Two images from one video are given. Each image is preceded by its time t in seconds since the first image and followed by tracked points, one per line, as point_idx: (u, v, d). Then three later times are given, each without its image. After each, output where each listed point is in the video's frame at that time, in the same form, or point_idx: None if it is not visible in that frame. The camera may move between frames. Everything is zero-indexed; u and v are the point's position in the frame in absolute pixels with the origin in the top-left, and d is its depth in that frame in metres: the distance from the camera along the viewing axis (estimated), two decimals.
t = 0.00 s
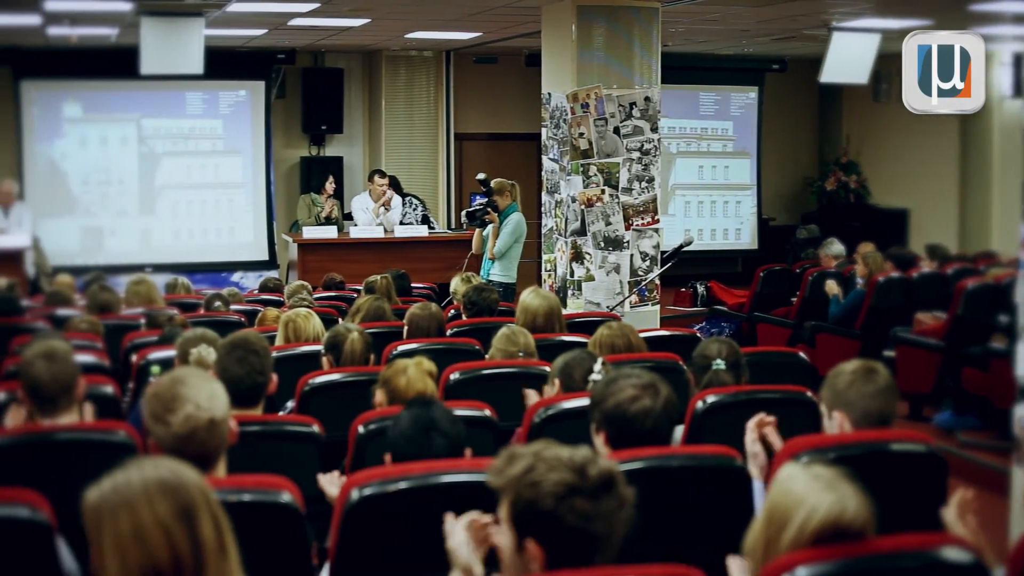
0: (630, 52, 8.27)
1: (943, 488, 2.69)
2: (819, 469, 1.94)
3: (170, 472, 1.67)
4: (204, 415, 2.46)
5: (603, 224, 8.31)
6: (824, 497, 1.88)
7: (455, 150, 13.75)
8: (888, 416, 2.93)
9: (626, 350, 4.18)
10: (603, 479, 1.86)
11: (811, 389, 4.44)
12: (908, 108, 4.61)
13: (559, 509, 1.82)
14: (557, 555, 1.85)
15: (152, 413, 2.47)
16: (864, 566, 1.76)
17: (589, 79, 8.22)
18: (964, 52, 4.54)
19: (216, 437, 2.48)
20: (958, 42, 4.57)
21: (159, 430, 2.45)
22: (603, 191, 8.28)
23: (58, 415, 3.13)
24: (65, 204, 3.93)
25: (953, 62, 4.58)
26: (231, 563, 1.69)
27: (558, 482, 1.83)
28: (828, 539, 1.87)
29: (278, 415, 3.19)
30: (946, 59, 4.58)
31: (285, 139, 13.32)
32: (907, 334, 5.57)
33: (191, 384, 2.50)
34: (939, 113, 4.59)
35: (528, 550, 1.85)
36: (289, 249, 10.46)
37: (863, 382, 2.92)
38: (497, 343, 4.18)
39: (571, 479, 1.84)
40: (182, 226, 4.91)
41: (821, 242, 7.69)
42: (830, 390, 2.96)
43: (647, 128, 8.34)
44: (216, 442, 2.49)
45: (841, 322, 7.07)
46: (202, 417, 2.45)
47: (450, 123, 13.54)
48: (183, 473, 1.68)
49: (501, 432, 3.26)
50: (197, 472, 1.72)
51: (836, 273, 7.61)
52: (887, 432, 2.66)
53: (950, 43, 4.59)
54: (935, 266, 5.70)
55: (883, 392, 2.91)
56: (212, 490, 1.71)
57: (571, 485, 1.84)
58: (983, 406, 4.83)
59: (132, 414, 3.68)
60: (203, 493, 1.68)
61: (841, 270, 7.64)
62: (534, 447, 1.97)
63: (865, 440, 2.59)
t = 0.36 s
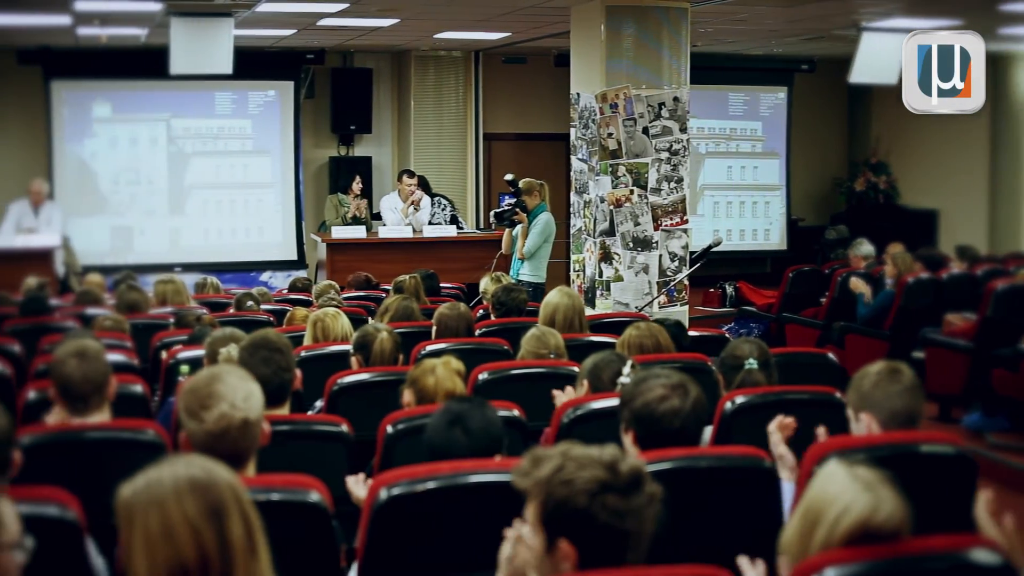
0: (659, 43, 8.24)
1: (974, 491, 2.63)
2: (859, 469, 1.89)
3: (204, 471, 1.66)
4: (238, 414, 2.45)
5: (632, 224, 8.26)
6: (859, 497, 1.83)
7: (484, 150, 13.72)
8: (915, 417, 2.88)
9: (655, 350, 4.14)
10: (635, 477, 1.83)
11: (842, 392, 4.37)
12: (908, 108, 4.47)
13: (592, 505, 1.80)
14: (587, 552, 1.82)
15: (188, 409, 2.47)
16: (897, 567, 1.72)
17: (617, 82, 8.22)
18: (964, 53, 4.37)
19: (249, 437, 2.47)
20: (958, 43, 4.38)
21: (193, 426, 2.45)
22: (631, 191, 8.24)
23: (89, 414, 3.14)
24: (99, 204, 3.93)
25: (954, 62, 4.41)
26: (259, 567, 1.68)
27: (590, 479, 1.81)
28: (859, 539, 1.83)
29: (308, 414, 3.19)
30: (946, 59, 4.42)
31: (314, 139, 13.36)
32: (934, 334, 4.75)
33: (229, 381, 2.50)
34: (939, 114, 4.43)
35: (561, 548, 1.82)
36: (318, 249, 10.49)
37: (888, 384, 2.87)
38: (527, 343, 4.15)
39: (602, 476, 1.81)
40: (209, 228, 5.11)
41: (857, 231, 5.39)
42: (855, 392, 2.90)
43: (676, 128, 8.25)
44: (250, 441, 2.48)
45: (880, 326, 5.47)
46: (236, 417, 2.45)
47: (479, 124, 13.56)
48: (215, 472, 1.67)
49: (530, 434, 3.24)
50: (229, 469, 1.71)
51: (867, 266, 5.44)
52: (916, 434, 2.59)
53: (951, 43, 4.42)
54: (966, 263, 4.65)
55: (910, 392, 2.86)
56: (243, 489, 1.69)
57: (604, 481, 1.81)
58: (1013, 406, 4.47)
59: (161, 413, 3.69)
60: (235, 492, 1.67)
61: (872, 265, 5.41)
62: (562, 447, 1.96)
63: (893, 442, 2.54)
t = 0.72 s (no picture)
0: (689, 40, 8.26)
1: (1007, 493, 2.56)
2: (897, 471, 1.85)
3: (242, 474, 1.70)
4: (273, 415, 2.44)
5: (660, 224, 8.20)
6: (891, 500, 1.79)
7: (512, 150, 13.69)
8: (945, 416, 2.82)
9: (683, 351, 4.10)
10: (656, 484, 1.79)
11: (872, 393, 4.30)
12: (908, 108, 4.45)
13: (606, 511, 1.78)
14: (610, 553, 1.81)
15: (224, 404, 2.47)
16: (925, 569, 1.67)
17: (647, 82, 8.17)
18: (964, 51, 4.28)
19: (283, 438, 2.46)
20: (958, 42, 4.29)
21: (228, 422, 2.45)
22: (660, 192, 8.16)
23: (118, 413, 3.14)
24: (127, 202, 3.80)
25: (954, 62, 4.34)
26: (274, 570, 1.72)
27: (608, 481, 1.79)
28: (890, 541, 1.79)
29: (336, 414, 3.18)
30: (946, 58, 4.35)
31: (342, 139, 13.39)
32: (963, 335, 4.56)
33: (267, 379, 2.49)
34: (940, 113, 4.41)
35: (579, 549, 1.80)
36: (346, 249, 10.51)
37: (916, 384, 2.81)
38: (555, 344, 4.12)
39: (619, 480, 1.79)
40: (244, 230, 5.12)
41: (864, 233, 4.79)
42: (883, 392, 2.85)
43: (704, 128, 8.21)
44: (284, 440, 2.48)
45: (902, 324, 4.84)
46: (271, 415, 2.44)
47: (507, 124, 13.54)
48: (252, 474, 1.71)
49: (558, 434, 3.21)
50: (270, 473, 1.74)
51: (895, 267, 4.81)
52: (945, 434, 2.54)
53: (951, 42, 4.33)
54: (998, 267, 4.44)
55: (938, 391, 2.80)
56: (269, 495, 1.71)
57: (618, 487, 1.78)
58: None
59: (190, 413, 3.70)
60: (256, 497, 1.69)
61: (900, 266, 4.78)
62: (603, 445, 1.94)
63: (924, 443, 2.48)
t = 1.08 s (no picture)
0: (717, 46, 8.17)
1: None
2: (923, 471, 1.78)
3: (274, 473, 1.66)
4: (303, 414, 2.43)
5: (688, 225, 8.14)
6: (922, 502, 1.73)
7: (539, 150, 13.67)
8: (972, 416, 2.77)
9: (712, 353, 4.05)
10: (686, 493, 1.75)
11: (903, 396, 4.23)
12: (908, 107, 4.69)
13: (635, 513, 1.76)
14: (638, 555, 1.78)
15: (254, 402, 2.45)
16: None
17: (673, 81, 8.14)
18: (964, 52, 4.48)
19: (311, 438, 2.45)
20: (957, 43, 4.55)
21: (257, 420, 2.44)
22: (687, 192, 8.12)
23: (146, 412, 3.14)
24: (151, 204, 4.00)
25: (954, 63, 4.61)
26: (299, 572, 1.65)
27: (639, 484, 1.76)
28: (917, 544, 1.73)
29: (364, 413, 3.17)
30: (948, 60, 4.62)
31: (370, 139, 13.42)
32: (991, 336, 4.27)
33: (297, 379, 2.48)
34: (939, 113, 4.64)
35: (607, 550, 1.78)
36: (374, 249, 10.52)
37: (943, 384, 2.76)
38: (584, 344, 4.09)
39: (649, 484, 1.76)
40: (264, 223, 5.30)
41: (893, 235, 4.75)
42: (909, 394, 2.80)
43: (732, 129, 8.10)
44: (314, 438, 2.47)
45: (930, 324, 4.58)
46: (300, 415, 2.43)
47: (535, 125, 13.52)
48: (286, 472, 1.67)
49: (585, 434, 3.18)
50: (303, 471, 1.69)
51: (923, 268, 4.66)
52: (974, 436, 2.49)
53: (950, 43, 4.62)
54: None
55: (964, 391, 2.75)
56: (298, 494, 1.66)
57: (649, 490, 1.75)
58: None
59: (217, 412, 3.71)
60: (286, 494, 1.65)
61: (928, 267, 4.63)
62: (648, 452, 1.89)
63: (953, 445, 2.43)
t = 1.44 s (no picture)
0: (747, 55, 8.04)
1: None
2: (938, 471, 1.72)
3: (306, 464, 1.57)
4: (335, 413, 2.41)
5: (718, 224, 8.06)
6: (945, 504, 1.67)
7: (569, 151, 13.62)
8: (1001, 417, 2.71)
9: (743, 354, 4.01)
10: (709, 490, 1.71)
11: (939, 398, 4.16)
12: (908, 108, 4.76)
13: (659, 514, 1.73)
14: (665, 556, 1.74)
15: (288, 400, 2.45)
16: None
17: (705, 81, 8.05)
18: (964, 52, 4.51)
19: (343, 438, 2.43)
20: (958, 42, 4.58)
21: (290, 417, 2.43)
22: (717, 193, 8.03)
23: (176, 412, 3.15)
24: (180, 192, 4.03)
25: (955, 63, 4.65)
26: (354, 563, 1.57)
27: (661, 484, 1.73)
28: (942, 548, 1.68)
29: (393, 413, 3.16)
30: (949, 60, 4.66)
31: (400, 139, 13.44)
32: None
33: (331, 379, 2.46)
34: (939, 113, 4.70)
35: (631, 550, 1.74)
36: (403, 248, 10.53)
37: (973, 385, 2.70)
38: (617, 344, 4.07)
39: (671, 484, 1.72)
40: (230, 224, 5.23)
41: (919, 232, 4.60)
42: (938, 394, 2.72)
43: (763, 129, 8.00)
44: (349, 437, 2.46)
45: (960, 327, 4.41)
46: (333, 415, 2.41)
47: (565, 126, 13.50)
48: (312, 465, 1.57)
49: (613, 435, 3.15)
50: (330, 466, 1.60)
51: (954, 269, 4.45)
52: (1003, 437, 2.43)
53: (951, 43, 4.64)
54: None
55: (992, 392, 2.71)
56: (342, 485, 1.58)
57: (670, 491, 1.72)
58: None
59: (247, 412, 3.71)
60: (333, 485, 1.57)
61: (960, 268, 4.39)
62: (666, 450, 1.85)
63: (982, 446, 2.38)
